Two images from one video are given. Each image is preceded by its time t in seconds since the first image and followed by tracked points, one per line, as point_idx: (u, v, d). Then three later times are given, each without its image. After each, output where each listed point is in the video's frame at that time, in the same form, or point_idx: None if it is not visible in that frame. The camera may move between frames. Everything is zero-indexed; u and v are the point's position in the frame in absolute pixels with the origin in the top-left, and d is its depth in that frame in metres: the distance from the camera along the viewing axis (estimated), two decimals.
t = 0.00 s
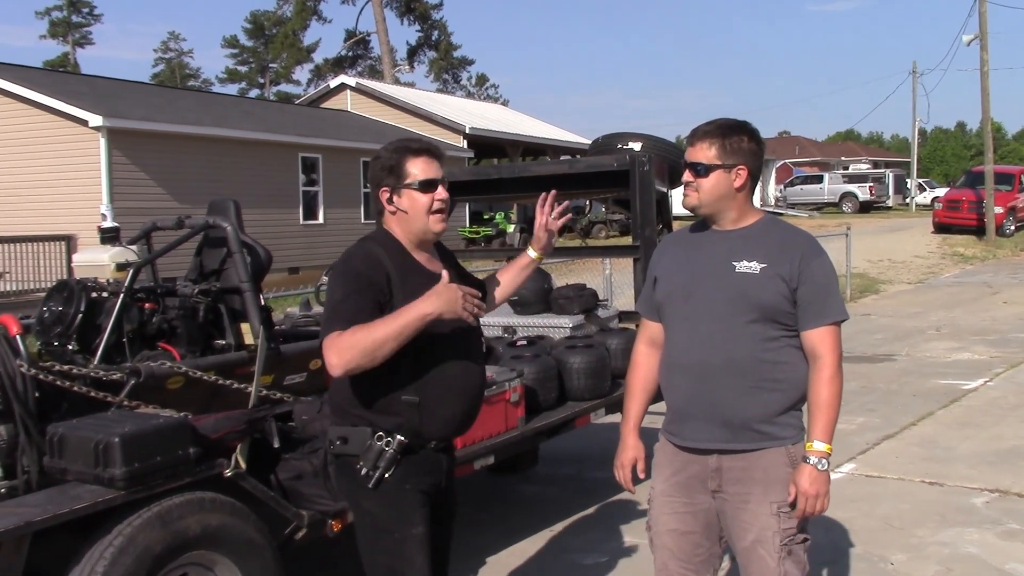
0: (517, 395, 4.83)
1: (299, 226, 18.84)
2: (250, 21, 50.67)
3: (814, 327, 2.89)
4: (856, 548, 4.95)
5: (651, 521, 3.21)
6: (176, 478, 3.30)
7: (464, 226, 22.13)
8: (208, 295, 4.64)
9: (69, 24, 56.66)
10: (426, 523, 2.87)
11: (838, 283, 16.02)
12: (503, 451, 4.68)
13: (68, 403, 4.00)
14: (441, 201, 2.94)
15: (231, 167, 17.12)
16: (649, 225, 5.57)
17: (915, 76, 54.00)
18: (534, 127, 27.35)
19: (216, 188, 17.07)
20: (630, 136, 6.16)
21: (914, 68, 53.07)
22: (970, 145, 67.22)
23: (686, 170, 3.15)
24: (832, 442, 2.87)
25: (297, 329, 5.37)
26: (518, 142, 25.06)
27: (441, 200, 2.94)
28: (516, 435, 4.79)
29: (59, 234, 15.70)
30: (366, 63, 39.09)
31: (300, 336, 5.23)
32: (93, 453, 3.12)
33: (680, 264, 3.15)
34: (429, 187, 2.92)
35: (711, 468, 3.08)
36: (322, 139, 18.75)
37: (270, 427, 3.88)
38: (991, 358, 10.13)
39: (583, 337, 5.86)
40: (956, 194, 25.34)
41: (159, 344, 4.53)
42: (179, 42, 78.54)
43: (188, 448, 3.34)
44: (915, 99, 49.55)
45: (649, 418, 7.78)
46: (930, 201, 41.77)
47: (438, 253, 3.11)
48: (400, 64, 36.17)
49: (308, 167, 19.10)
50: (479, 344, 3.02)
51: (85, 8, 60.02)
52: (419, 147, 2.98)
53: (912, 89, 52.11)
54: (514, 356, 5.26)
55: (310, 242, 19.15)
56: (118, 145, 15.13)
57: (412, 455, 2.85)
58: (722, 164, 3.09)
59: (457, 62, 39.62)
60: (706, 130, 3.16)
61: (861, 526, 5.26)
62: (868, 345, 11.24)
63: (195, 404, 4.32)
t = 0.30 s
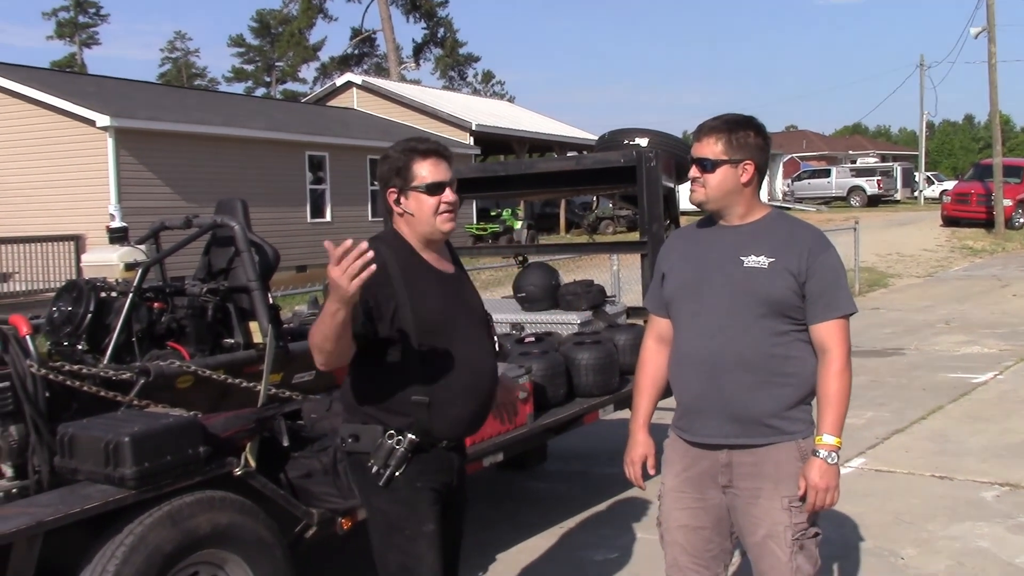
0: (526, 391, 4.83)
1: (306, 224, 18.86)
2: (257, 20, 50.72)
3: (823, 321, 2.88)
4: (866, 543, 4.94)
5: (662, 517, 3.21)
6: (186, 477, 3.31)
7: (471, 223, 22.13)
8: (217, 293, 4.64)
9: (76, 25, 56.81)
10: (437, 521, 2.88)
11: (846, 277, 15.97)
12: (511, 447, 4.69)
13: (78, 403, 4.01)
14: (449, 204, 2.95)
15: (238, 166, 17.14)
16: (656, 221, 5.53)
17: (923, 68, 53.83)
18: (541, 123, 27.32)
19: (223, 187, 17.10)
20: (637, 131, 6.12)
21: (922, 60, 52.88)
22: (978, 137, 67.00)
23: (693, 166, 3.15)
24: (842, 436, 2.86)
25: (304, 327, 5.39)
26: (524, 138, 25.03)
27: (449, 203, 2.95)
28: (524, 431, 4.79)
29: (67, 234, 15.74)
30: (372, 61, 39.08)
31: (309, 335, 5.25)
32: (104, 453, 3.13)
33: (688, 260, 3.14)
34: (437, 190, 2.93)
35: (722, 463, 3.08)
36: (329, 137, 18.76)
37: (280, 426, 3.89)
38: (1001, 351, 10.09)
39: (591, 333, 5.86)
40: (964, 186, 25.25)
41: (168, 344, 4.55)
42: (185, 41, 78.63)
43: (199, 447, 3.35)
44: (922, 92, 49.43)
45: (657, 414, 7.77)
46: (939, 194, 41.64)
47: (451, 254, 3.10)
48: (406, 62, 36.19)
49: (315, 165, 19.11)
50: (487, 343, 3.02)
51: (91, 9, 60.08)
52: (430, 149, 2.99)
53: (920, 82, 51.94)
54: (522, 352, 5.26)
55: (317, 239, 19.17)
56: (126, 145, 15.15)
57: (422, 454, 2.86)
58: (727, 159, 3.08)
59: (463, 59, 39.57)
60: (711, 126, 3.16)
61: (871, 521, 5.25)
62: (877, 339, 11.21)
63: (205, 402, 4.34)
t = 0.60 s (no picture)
0: (528, 391, 4.84)
1: (309, 223, 18.88)
2: (260, 19, 50.78)
3: (827, 321, 2.89)
4: (867, 544, 4.94)
5: (665, 517, 3.21)
6: (189, 475, 3.32)
7: (473, 223, 22.14)
8: (220, 293, 4.66)
9: (80, 24, 56.86)
10: (442, 520, 2.88)
11: (849, 278, 15.96)
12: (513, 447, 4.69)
13: (82, 402, 4.02)
14: (464, 201, 3.00)
15: (241, 165, 17.16)
16: (659, 221, 5.55)
17: (928, 68, 53.78)
18: (544, 123, 27.33)
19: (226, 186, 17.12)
20: (640, 132, 6.13)
21: (926, 61, 52.82)
22: (982, 138, 66.94)
23: (697, 167, 3.15)
24: (846, 436, 2.87)
25: (307, 326, 5.39)
26: (527, 138, 25.04)
27: (464, 200, 2.99)
28: (526, 431, 4.80)
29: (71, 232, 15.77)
30: (376, 60, 39.14)
31: (312, 334, 5.25)
32: (107, 451, 3.14)
33: (692, 260, 3.14)
34: (454, 187, 2.96)
35: (726, 464, 3.08)
36: (332, 136, 18.78)
37: (282, 425, 3.90)
38: (1004, 352, 10.09)
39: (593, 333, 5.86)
40: (967, 188, 25.23)
41: (171, 343, 4.55)
42: (188, 41, 78.70)
43: (202, 446, 3.36)
44: (926, 93, 49.44)
45: (659, 415, 7.78)
46: (942, 195, 41.58)
47: (452, 250, 3.13)
48: (410, 61, 36.19)
49: (318, 164, 19.12)
50: (492, 341, 3.02)
51: (95, 7, 60.16)
52: (444, 146, 3.01)
53: (923, 83, 51.87)
54: (524, 352, 5.26)
55: (320, 238, 19.19)
56: (130, 144, 15.17)
57: (427, 453, 2.86)
58: (733, 160, 3.09)
59: (466, 58, 39.58)
60: (716, 126, 3.16)
61: (874, 522, 5.25)
62: (880, 340, 11.20)
63: (208, 401, 4.35)
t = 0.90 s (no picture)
0: (528, 392, 4.85)
1: (310, 224, 18.90)
2: (261, 20, 50.83)
3: (827, 323, 2.90)
4: (868, 545, 4.95)
5: (665, 517, 3.22)
6: (190, 475, 3.33)
7: (474, 224, 22.14)
8: (221, 293, 4.67)
9: (81, 24, 56.88)
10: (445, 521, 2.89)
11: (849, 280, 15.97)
12: (513, 448, 4.70)
13: (82, 402, 4.03)
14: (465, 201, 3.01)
15: (242, 166, 17.18)
16: (660, 222, 5.56)
17: (928, 70, 53.81)
18: (544, 124, 27.34)
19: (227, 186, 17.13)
20: (641, 133, 6.14)
21: (926, 63, 52.79)
22: (982, 141, 67.00)
23: (698, 169, 3.16)
24: (846, 436, 2.88)
25: (309, 328, 5.39)
26: (528, 139, 25.05)
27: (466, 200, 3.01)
28: (527, 432, 4.81)
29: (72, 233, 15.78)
30: (377, 61, 39.19)
31: (312, 335, 5.26)
32: (108, 451, 3.15)
33: (693, 262, 3.15)
34: (457, 187, 2.98)
35: (726, 464, 3.09)
36: (333, 137, 18.79)
37: (283, 426, 3.91)
38: (1003, 355, 10.10)
39: (592, 335, 5.87)
40: (968, 190, 25.24)
41: (172, 343, 4.56)
42: (189, 42, 78.75)
43: (202, 446, 3.37)
44: (926, 95, 49.48)
45: (660, 416, 7.79)
46: (942, 198, 41.58)
47: (453, 252, 3.14)
48: (410, 62, 36.25)
49: (319, 165, 19.14)
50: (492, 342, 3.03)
51: (96, 8, 60.20)
52: (445, 147, 3.02)
53: (924, 85, 51.87)
54: (524, 353, 5.27)
55: (321, 239, 19.20)
56: (131, 144, 15.18)
57: (430, 453, 2.87)
58: (733, 162, 3.10)
59: (466, 60, 39.61)
60: (717, 128, 3.17)
61: (874, 524, 5.25)
62: (879, 342, 11.21)
63: (209, 401, 4.36)
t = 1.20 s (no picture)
0: (528, 393, 4.85)
1: (310, 226, 18.91)
2: (262, 23, 50.90)
3: (828, 323, 2.91)
4: (869, 546, 4.95)
5: (667, 517, 3.22)
6: (191, 477, 3.34)
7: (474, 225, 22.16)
8: (222, 296, 4.68)
9: (81, 28, 56.92)
10: (450, 522, 2.89)
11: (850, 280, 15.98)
12: (514, 449, 4.71)
13: (84, 403, 4.04)
14: (469, 204, 3.02)
15: (242, 168, 17.20)
16: (660, 223, 5.57)
17: (928, 71, 53.81)
18: (544, 126, 27.37)
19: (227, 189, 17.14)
20: (641, 134, 6.15)
21: (926, 64, 52.73)
22: (983, 142, 66.98)
23: (699, 170, 3.16)
24: (847, 436, 2.88)
25: (309, 329, 5.39)
26: (528, 141, 25.07)
27: (469, 203, 3.02)
28: (529, 433, 4.82)
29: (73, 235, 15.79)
30: (377, 63, 39.26)
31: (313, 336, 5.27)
32: (110, 453, 3.16)
33: (696, 262, 3.15)
34: (460, 190, 2.99)
35: (727, 464, 3.09)
36: (334, 139, 18.81)
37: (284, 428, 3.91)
38: (1004, 355, 10.10)
39: (594, 336, 5.86)
40: (968, 190, 25.24)
41: (173, 345, 4.56)
42: (189, 45, 78.83)
43: (203, 447, 3.37)
44: (926, 96, 49.47)
45: (661, 417, 7.80)
46: (943, 198, 41.58)
47: (457, 254, 3.15)
48: (410, 65, 36.29)
49: (320, 167, 19.15)
50: (496, 343, 3.03)
51: (98, 11, 60.28)
52: (448, 150, 3.03)
53: (925, 85, 51.87)
54: (526, 355, 5.26)
55: (322, 241, 19.22)
56: (131, 147, 15.20)
57: (433, 454, 2.88)
58: (734, 163, 3.10)
59: (466, 62, 39.67)
60: (718, 129, 3.18)
61: (875, 524, 5.26)
62: (880, 342, 11.22)
63: (211, 402, 4.37)
